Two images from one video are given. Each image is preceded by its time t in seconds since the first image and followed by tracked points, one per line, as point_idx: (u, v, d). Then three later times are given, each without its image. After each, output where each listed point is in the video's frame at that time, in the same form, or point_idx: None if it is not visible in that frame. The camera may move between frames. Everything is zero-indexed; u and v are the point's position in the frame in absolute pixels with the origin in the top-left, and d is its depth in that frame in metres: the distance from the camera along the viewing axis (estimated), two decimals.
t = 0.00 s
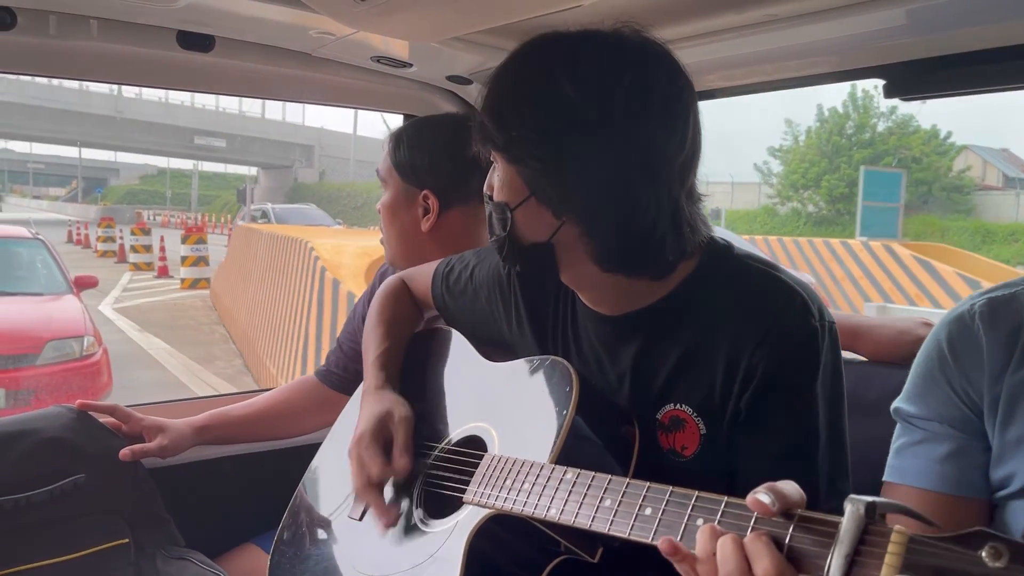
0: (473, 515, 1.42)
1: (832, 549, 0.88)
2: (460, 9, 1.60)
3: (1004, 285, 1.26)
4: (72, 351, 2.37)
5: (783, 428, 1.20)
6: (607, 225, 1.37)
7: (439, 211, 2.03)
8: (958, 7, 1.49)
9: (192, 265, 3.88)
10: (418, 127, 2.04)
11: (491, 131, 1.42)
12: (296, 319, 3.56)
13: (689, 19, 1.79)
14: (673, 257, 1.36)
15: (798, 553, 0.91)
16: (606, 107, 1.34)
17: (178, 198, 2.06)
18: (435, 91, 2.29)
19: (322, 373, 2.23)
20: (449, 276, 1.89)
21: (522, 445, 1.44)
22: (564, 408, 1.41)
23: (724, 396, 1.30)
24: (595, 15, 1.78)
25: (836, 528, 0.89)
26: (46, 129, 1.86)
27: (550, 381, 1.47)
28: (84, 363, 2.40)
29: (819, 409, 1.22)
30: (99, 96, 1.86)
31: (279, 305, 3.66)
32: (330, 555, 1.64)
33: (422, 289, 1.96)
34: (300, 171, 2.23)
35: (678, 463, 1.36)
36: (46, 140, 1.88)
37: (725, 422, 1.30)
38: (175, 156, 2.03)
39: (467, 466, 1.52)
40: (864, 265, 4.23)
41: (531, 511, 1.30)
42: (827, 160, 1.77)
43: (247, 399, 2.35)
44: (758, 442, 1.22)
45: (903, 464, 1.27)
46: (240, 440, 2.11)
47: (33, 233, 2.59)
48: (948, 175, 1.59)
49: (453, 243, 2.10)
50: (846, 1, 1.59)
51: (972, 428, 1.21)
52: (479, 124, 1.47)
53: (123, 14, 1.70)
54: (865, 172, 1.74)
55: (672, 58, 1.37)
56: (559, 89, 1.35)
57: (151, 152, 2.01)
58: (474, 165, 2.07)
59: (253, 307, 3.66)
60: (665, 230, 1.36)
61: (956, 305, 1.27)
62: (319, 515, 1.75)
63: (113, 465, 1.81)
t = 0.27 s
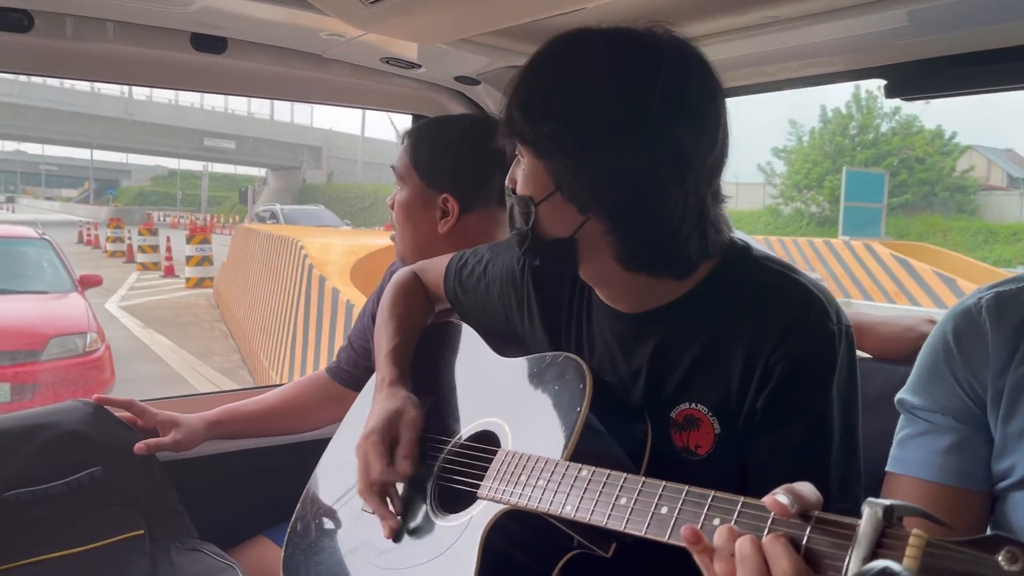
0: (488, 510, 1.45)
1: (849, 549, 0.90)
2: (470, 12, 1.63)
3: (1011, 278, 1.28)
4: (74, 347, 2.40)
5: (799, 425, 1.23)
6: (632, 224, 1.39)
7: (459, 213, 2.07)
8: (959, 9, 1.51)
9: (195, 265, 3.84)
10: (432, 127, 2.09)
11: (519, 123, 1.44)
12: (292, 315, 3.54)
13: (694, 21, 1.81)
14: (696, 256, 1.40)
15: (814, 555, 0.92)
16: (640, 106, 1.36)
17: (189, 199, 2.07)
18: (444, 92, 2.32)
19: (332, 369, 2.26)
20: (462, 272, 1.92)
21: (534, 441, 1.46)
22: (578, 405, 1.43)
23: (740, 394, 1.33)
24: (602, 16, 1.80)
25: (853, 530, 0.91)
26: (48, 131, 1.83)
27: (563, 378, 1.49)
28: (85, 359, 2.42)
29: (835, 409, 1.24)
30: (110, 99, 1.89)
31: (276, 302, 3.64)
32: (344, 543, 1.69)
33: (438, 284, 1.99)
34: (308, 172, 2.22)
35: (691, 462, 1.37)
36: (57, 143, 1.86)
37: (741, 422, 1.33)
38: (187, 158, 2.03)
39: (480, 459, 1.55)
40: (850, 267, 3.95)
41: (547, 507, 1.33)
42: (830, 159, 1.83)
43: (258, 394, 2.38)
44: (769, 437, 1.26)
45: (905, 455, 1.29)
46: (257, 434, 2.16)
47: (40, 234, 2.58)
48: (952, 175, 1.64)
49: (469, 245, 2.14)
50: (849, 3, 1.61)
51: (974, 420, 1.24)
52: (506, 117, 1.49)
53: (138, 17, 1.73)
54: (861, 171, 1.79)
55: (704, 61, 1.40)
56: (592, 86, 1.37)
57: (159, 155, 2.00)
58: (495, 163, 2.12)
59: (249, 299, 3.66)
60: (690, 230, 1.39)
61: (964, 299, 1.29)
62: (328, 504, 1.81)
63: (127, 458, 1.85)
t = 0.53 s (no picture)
0: (500, 501, 1.45)
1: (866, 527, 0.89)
2: (480, 7, 1.63)
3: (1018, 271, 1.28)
4: (80, 344, 2.36)
5: (815, 419, 1.24)
6: (646, 217, 1.40)
7: (474, 212, 2.08)
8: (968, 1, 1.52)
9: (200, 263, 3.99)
10: (441, 125, 2.10)
11: (535, 116, 1.44)
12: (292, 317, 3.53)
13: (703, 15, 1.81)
14: (709, 249, 1.41)
15: (832, 533, 0.92)
16: (658, 98, 1.37)
17: (198, 200, 2.00)
18: (453, 89, 2.32)
19: (342, 365, 2.27)
20: (471, 268, 1.93)
21: (547, 433, 1.46)
22: (591, 395, 1.43)
23: (751, 388, 1.34)
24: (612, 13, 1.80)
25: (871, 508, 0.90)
26: (62, 130, 1.79)
27: (575, 368, 1.49)
28: (91, 356, 2.39)
29: (843, 401, 1.26)
30: (119, 100, 1.86)
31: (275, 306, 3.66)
32: (359, 538, 1.69)
33: (445, 282, 1.99)
34: (316, 173, 2.19)
35: (702, 454, 1.38)
36: (70, 142, 1.80)
37: (753, 414, 1.33)
38: (197, 157, 1.98)
39: (492, 451, 1.56)
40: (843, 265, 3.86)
41: (560, 495, 1.33)
42: (833, 159, 1.80)
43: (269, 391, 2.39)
44: (780, 428, 1.27)
45: (913, 448, 1.30)
46: (270, 430, 2.17)
47: (47, 234, 2.61)
48: (955, 175, 1.64)
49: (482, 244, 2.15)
50: None
51: (982, 414, 1.24)
52: (521, 109, 1.48)
53: (150, 15, 1.75)
54: (855, 169, 1.81)
55: (717, 56, 1.41)
56: (609, 78, 1.38)
57: (173, 155, 1.94)
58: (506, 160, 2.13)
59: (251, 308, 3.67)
60: (703, 224, 1.40)
61: (971, 292, 1.29)
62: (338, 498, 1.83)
63: (141, 453, 1.86)
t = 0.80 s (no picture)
0: (514, 502, 1.44)
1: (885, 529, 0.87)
2: (494, 4, 1.62)
3: None
4: (86, 344, 2.40)
5: (834, 418, 1.21)
6: (654, 213, 1.38)
7: (490, 210, 2.08)
8: None
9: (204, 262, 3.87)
10: (452, 124, 2.08)
11: (542, 111, 1.42)
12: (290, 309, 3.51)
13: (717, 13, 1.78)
14: (718, 245, 1.39)
15: (849, 534, 0.90)
16: (665, 92, 1.35)
17: (208, 201, 2.05)
18: (469, 87, 2.32)
19: (358, 363, 2.26)
20: (480, 272, 1.92)
21: (559, 433, 1.45)
22: (602, 394, 1.42)
23: (763, 385, 1.31)
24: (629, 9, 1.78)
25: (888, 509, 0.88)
26: (71, 131, 1.85)
27: (586, 367, 1.48)
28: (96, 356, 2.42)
29: (859, 399, 1.22)
30: (128, 101, 1.89)
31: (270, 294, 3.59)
32: (372, 537, 1.69)
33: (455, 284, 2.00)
34: (324, 173, 2.17)
35: (715, 452, 1.37)
36: (80, 143, 1.87)
37: (764, 412, 1.31)
38: (205, 157, 2.02)
39: (504, 451, 1.55)
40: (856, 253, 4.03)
41: (574, 496, 1.33)
42: (836, 158, 1.88)
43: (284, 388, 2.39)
44: (794, 428, 1.25)
45: (940, 450, 1.27)
46: (284, 429, 2.17)
47: (53, 234, 2.67)
48: (959, 173, 1.66)
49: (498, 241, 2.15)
50: None
51: (1011, 414, 1.21)
52: (528, 105, 1.47)
53: (169, 14, 1.76)
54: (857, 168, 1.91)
55: (726, 51, 1.39)
56: (616, 72, 1.36)
57: (183, 155, 2.00)
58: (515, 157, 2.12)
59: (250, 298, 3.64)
60: (712, 221, 1.38)
61: (998, 293, 1.27)
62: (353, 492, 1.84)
63: (159, 450, 1.87)
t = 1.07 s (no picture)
0: (519, 506, 1.44)
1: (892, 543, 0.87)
2: (498, 4, 1.61)
3: None
4: (91, 345, 2.41)
5: (841, 424, 1.21)
6: (658, 223, 1.38)
7: (505, 208, 2.08)
8: None
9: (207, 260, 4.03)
10: (462, 125, 2.09)
11: (544, 122, 1.42)
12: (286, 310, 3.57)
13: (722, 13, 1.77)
14: (725, 254, 1.38)
15: (854, 546, 0.90)
16: (667, 101, 1.34)
17: (214, 199, 2.08)
18: (473, 87, 2.31)
19: (364, 364, 2.25)
20: (485, 276, 1.92)
21: (566, 438, 1.45)
22: (609, 399, 1.41)
23: (771, 392, 1.31)
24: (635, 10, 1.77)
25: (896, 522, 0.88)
26: (78, 130, 1.87)
27: (592, 371, 1.48)
28: (101, 356, 2.43)
29: (866, 407, 1.22)
30: (134, 100, 1.89)
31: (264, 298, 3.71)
32: (377, 541, 1.68)
33: (460, 289, 1.99)
34: (329, 172, 2.20)
35: (723, 459, 1.36)
36: (87, 143, 1.91)
37: (773, 416, 1.31)
38: (211, 157, 2.05)
39: (510, 456, 1.54)
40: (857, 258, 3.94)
41: (579, 501, 1.32)
42: (836, 156, 1.92)
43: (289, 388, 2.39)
44: (802, 434, 1.24)
45: (944, 453, 1.26)
46: (290, 429, 2.17)
47: (59, 233, 2.74)
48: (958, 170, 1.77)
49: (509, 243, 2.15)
50: None
51: (1017, 418, 1.19)
52: (530, 115, 1.47)
53: (173, 15, 1.75)
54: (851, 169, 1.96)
55: (729, 55, 1.38)
56: (618, 81, 1.35)
57: (189, 155, 2.02)
58: (518, 158, 2.12)
59: (248, 301, 3.72)
60: (718, 228, 1.37)
61: (1004, 294, 1.26)
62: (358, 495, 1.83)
63: (164, 452, 1.87)
